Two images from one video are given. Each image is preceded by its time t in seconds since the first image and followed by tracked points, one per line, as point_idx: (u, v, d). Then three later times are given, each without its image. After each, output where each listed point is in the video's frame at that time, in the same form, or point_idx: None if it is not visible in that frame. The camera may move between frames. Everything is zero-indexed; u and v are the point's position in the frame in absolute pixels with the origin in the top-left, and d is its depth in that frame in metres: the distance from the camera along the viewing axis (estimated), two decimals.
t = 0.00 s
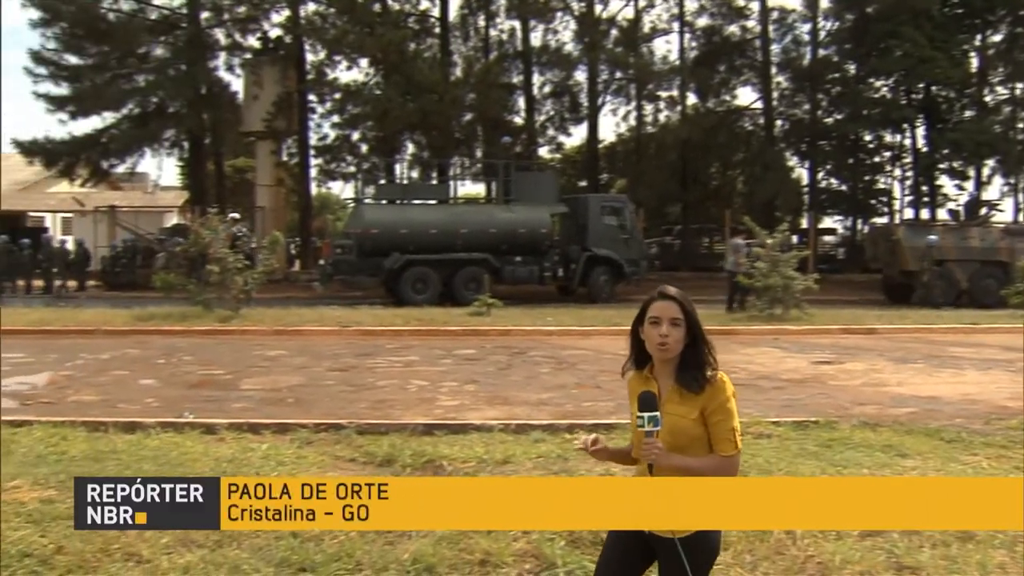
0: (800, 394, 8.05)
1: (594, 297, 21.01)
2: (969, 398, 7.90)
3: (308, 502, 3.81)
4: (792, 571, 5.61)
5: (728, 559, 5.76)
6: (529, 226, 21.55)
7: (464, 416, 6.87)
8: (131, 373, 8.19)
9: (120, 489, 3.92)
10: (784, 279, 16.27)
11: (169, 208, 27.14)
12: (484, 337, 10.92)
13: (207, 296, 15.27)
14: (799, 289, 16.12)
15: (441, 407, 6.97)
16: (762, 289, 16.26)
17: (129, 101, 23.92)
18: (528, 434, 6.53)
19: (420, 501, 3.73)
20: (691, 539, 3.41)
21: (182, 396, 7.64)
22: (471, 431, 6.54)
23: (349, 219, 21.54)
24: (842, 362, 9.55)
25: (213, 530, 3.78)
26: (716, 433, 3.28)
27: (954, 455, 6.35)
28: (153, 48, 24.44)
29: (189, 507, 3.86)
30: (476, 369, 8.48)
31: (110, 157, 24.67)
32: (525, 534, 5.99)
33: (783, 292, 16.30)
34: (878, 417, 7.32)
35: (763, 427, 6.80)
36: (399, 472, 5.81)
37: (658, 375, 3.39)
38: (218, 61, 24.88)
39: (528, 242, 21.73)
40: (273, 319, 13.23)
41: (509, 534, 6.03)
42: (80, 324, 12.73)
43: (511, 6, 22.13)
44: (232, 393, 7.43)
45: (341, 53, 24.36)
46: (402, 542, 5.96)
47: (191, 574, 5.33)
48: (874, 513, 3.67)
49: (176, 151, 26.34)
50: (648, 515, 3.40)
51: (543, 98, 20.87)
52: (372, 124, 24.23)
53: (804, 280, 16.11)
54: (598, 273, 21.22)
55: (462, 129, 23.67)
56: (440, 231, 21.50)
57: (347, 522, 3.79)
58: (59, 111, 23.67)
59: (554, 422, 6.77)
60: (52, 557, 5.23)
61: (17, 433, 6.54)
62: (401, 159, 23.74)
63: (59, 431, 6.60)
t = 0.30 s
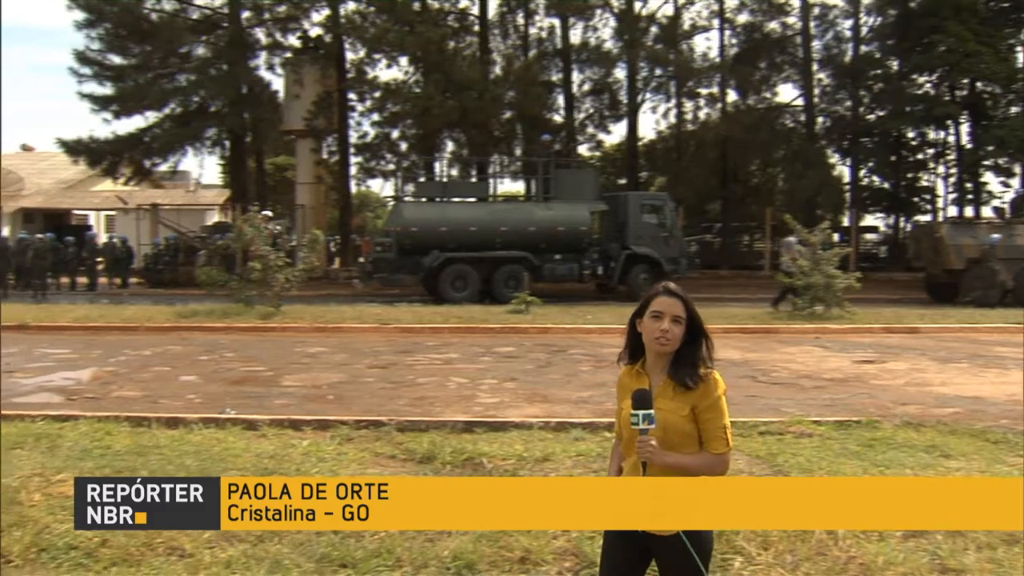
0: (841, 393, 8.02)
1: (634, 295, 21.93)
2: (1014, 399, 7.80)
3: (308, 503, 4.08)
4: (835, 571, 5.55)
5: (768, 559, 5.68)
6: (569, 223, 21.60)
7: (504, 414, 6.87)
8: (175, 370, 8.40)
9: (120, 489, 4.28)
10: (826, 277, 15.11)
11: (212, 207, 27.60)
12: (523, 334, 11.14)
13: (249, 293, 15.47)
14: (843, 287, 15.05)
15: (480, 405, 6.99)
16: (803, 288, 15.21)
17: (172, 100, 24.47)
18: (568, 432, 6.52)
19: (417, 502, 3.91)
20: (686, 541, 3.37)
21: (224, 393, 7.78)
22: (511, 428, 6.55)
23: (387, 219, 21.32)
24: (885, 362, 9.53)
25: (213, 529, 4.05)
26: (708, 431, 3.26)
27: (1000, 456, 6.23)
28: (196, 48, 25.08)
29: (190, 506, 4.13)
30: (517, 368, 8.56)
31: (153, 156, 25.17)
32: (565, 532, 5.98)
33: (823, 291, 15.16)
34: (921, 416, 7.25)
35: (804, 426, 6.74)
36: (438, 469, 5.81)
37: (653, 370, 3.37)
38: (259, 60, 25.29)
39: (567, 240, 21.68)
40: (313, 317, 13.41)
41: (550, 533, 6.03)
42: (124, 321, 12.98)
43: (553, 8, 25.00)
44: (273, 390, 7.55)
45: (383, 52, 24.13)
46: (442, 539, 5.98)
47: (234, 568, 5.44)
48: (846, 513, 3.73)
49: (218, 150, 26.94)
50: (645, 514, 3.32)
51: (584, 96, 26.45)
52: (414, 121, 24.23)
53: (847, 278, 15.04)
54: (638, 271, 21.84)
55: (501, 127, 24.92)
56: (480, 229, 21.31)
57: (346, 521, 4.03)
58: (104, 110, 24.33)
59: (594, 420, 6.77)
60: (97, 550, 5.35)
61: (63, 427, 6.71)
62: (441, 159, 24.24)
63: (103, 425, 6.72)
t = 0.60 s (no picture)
0: (878, 394, 7.98)
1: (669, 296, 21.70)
2: None
3: (307, 503, 3.96)
4: (874, 572, 5.50)
5: (805, 560, 5.63)
6: (605, 223, 21.65)
7: (539, 413, 6.86)
8: (211, 369, 8.48)
9: (120, 490, 4.12)
10: (864, 276, 15.06)
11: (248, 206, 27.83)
12: (559, 333, 11.20)
13: (286, 292, 15.57)
14: (881, 287, 15.06)
15: (515, 404, 6.98)
16: (841, 288, 15.16)
17: (209, 101, 24.73)
18: (604, 432, 6.52)
19: (418, 503, 3.84)
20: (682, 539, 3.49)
21: (260, 392, 7.85)
22: (547, 428, 6.56)
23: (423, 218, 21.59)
24: (923, 362, 9.46)
25: (213, 530, 3.94)
26: (699, 424, 3.29)
27: None
28: (234, 48, 25.22)
29: (190, 507, 4.02)
30: (552, 367, 8.60)
31: (190, 156, 25.50)
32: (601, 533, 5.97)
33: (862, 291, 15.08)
34: (961, 418, 7.19)
35: (841, 427, 6.69)
36: (474, 468, 5.81)
37: (644, 363, 3.39)
38: (295, 60, 25.39)
39: (603, 240, 21.75)
40: (349, 315, 13.51)
41: (585, 533, 6.02)
42: (161, 319, 13.11)
43: (587, 5, 24.84)
44: (309, 388, 7.61)
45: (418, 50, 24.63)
46: (477, 539, 5.98)
47: (270, 565, 5.53)
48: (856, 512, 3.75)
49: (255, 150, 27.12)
50: (648, 513, 3.39)
51: (620, 94, 26.27)
52: (449, 121, 24.57)
53: (886, 278, 15.01)
54: (674, 271, 21.56)
55: (537, 126, 24.88)
56: (515, 229, 21.47)
57: (346, 522, 3.93)
58: (143, 111, 24.67)
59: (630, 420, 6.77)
60: (135, 546, 5.48)
61: (103, 425, 6.80)
62: (475, 158, 24.29)
63: (141, 423, 6.78)
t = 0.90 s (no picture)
0: (919, 395, 7.91)
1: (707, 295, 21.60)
2: None
3: (307, 503, 4.46)
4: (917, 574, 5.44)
5: (845, 564, 5.57)
6: (643, 223, 21.55)
7: (577, 413, 6.86)
8: (250, 368, 8.62)
9: (120, 489, 4.65)
10: (905, 277, 14.93)
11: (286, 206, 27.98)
12: (596, 334, 11.27)
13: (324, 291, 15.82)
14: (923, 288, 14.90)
15: (553, 404, 6.99)
16: (881, 287, 15.04)
17: (248, 101, 24.98)
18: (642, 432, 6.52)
19: (415, 500, 4.29)
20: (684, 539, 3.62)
21: (299, 390, 7.93)
22: (585, 428, 6.55)
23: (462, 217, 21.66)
24: (965, 364, 9.36)
25: (214, 527, 4.44)
26: (709, 421, 3.36)
27: None
28: (272, 49, 25.49)
29: (190, 506, 4.53)
30: (590, 368, 8.63)
31: (229, 156, 25.81)
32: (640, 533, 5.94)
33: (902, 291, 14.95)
34: (1005, 421, 7.07)
35: (881, 429, 6.63)
36: (512, 468, 5.81)
37: (652, 361, 3.46)
38: (333, 61, 25.43)
39: (642, 240, 21.68)
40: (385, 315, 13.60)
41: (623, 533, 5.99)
42: (200, 317, 13.23)
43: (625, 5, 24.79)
44: (347, 387, 7.67)
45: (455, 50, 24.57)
46: (515, 538, 5.98)
47: (309, 563, 5.59)
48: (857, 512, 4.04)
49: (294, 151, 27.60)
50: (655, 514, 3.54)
51: (657, 94, 25.97)
52: (486, 121, 24.59)
53: (928, 279, 14.85)
54: (711, 270, 21.62)
55: (575, 125, 24.99)
56: (553, 229, 21.49)
57: (346, 520, 4.41)
58: (183, 112, 25.04)
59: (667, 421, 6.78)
60: (177, 542, 5.62)
61: (145, 422, 6.87)
62: (513, 157, 24.38)
63: (182, 421, 6.84)
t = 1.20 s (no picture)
0: (966, 398, 7.80)
1: (750, 295, 21.53)
2: None
3: (307, 503, 3.97)
4: None
5: (891, 567, 5.48)
6: (685, 223, 21.44)
7: (619, 413, 6.85)
8: (291, 366, 8.74)
9: (120, 490, 4.14)
10: (951, 277, 14.75)
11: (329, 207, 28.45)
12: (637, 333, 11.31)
13: (367, 290, 16.17)
14: (970, 289, 14.63)
15: (595, 405, 6.97)
16: (927, 287, 14.90)
17: (290, 101, 25.71)
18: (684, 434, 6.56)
19: (417, 502, 3.84)
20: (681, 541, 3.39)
21: (341, 389, 8.00)
22: (626, 428, 6.52)
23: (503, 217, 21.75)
24: (1014, 366, 9.22)
25: (214, 529, 3.99)
26: (713, 434, 3.19)
27: None
28: (315, 50, 26.11)
29: (190, 506, 4.05)
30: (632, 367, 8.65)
31: (272, 156, 26.36)
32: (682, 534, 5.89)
33: (949, 292, 14.77)
34: None
35: (927, 432, 6.56)
36: (554, 468, 5.81)
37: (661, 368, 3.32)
38: (375, 61, 26.13)
39: (685, 240, 21.58)
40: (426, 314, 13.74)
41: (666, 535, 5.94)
42: (244, 316, 13.46)
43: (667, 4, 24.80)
44: (389, 386, 7.72)
45: (496, 51, 24.77)
46: (557, 539, 5.98)
47: (351, 560, 5.64)
48: (931, 513, 3.70)
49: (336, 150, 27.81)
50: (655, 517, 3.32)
51: (699, 93, 25.52)
52: (527, 121, 24.79)
53: (974, 279, 14.67)
54: (755, 270, 21.44)
55: (617, 125, 24.97)
56: (595, 228, 21.46)
57: (347, 521, 3.95)
58: (227, 113, 25.75)
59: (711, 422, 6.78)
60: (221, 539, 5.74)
61: (189, 419, 6.96)
62: (554, 156, 24.50)
63: (226, 418, 6.90)
